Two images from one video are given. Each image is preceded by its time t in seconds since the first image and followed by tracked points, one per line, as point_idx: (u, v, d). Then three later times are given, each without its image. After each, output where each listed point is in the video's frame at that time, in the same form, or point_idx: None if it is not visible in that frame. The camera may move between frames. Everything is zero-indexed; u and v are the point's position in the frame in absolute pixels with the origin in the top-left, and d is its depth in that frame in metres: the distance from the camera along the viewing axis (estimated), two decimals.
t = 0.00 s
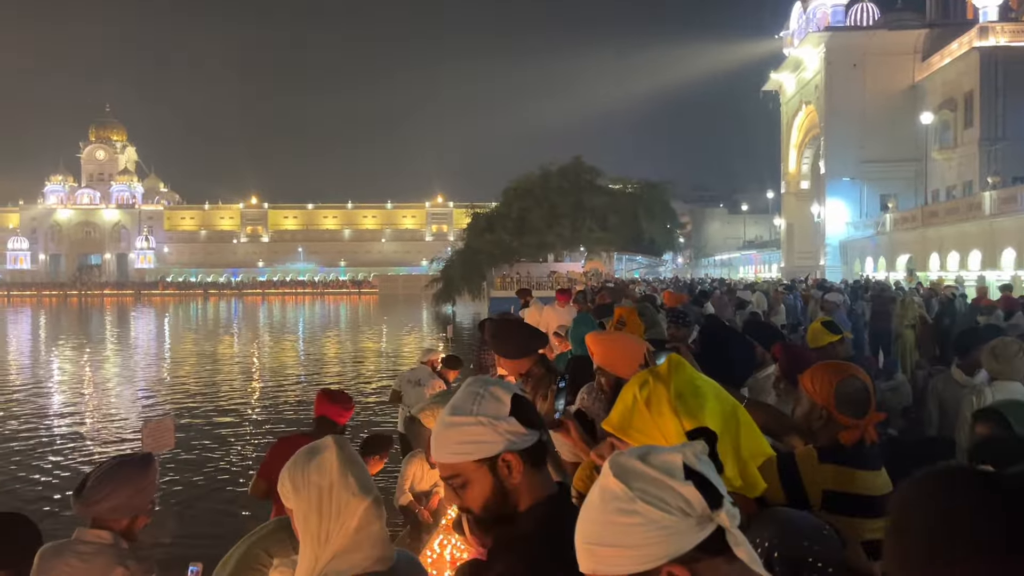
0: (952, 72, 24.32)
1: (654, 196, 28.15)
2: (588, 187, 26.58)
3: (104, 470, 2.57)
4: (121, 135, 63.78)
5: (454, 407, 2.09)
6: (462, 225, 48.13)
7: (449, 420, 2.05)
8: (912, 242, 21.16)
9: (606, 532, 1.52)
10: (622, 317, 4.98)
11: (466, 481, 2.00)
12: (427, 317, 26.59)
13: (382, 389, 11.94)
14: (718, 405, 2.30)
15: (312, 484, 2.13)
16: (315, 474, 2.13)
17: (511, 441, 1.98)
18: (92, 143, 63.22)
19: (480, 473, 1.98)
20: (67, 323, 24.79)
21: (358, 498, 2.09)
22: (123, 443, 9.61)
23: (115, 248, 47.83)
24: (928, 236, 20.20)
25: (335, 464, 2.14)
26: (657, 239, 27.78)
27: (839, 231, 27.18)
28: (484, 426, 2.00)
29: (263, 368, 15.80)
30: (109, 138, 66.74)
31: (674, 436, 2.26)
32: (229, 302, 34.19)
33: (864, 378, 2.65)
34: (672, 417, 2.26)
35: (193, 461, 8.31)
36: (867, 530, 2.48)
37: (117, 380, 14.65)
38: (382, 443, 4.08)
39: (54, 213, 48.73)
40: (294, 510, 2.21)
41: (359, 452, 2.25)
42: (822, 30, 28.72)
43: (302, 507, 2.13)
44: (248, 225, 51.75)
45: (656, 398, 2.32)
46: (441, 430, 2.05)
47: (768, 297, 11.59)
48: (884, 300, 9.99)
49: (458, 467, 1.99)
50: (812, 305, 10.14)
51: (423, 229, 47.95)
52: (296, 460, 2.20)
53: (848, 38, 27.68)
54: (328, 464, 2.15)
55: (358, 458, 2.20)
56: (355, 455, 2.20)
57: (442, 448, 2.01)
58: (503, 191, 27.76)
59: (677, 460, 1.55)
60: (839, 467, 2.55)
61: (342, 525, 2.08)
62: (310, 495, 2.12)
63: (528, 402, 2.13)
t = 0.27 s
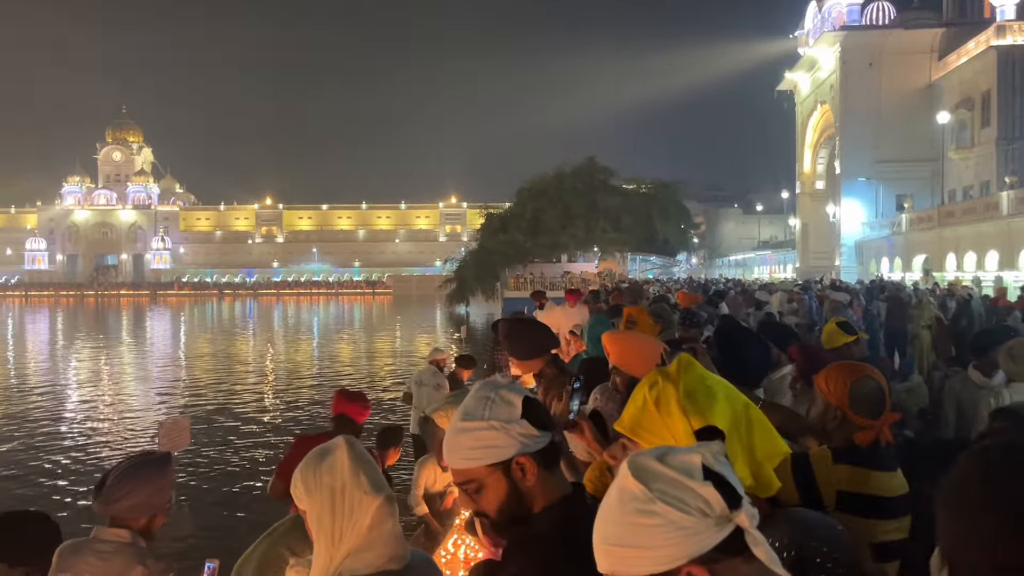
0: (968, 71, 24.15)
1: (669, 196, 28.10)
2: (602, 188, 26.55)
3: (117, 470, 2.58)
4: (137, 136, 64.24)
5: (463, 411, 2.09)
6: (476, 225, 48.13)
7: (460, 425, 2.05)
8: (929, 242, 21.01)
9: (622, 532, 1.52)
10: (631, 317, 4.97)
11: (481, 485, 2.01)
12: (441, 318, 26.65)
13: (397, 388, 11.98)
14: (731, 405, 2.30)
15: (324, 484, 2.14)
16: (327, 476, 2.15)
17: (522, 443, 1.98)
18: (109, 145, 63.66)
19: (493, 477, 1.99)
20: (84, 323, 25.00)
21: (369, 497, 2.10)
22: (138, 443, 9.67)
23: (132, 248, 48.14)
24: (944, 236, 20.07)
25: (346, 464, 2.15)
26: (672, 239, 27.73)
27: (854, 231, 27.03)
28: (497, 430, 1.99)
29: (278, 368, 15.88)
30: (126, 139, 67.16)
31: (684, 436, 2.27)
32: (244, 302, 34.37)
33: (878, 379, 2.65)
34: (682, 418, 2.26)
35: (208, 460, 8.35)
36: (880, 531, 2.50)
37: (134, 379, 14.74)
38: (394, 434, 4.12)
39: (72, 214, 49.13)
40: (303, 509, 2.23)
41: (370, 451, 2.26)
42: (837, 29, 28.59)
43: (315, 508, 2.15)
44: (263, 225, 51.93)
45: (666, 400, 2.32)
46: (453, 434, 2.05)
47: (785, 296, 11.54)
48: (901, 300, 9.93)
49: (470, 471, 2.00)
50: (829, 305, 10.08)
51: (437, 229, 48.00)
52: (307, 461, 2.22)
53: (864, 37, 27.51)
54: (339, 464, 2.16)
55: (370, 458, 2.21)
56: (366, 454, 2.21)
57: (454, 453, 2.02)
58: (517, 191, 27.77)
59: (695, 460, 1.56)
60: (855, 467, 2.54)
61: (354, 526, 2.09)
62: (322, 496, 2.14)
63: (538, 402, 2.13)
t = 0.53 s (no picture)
0: (990, 70, 23.94)
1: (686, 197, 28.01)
2: (619, 188, 26.52)
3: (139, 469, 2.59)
4: (157, 137, 64.71)
5: (481, 410, 2.10)
6: (493, 226, 48.14)
7: (479, 424, 2.06)
8: (949, 242, 20.85)
9: (648, 531, 1.53)
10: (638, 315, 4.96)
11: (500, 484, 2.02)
12: (458, 318, 26.69)
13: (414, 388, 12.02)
14: (750, 404, 2.30)
15: (346, 485, 2.16)
16: (349, 477, 2.16)
17: (542, 442, 1.99)
18: (129, 146, 64.19)
19: (512, 475, 2.00)
20: (105, 323, 25.21)
21: (390, 496, 2.12)
22: (158, 441, 9.72)
23: (152, 249, 48.48)
24: (965, 237, 19.91)
25: (367, 466, 2.16)
26: (689, 240, 27.67)
27: (874, 232, 26.85)
28: (514, 429, 2.00)
29: (297, 368, 15.96)
30: (145, 141, 67.67)
31: (702, 436, 2.27)
32: (262, 302, 34.54)
33: (895, 380, 2.66)
34: (700, 417, 2.27)
35: (226, 459, 8.37)
36: (899, 533, 2.47)
37: (153, 379, 14.84)
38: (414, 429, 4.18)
39: (93, 215, 49.54)
40: (324, 508, 2.24)
41: (391, 449, 2.27)
42: (856, 28, 28.42)
43: (337, 507, 2.17)
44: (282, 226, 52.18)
45: (684, 400, 2.33)
46: (471, 432, 2.06)
47: (803, 297, 11.49)
48: (921, 301, 9.86)
49: (488, 468, 2.01)
50: (848, 305, 10.03)
51: (454, 230, 48.04)
52: (328, 460, 2.23)
53: (884, 36, 27.33)
54: (360, 465, 2.17)
55: (391, 458, 2.21)
56: (388, 453, 2.22)
57: (472, 450, 2.03)
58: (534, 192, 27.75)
59: (722, 459, 1.56)
60: (873, 468, 2.52)
61: (376, 527, 2.10)
62: (345, 496, 2.15)
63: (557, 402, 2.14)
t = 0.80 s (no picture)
0: (1016, 68, 23.65)
1: (707, 197, 27.91)
2: (640, 188, 26.47)
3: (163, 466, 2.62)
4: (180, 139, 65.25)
5: (506, 405, 2.11)
6: (514, 226, 48.12)
7: (504, 414, 2.08)
8: (975, 243, 20.61)
9: (676, 530, 1.53)
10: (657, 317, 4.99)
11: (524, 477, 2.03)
12: (478, 318, 26.73)
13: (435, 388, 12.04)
14: (774, 404, 2.30)
15: (373, 486, 2.17)
16: (375, 475, 2.17)
17: (567, 439, 2.00)
18: (153, 147, 64.75)
19: (533, 468, 2.01)
20: (128, 322, 25.43)
21: (415, 497, 2.13)
22: (182, 438, 9.83)
23: (175, 249, 48.84)
24: (991, 238, 19.67)
25: (395, 465, 2.17)
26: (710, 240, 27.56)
27: (897, 232, 26.61)
28: (540, 422, 2.01)
29: (318, 367, 16.05)
30: (168, 142, 68.25)
31: (725, 435, 2.26)
32: (284, 302, 34.72)
33: (922, 387, 2.70)
34: (724, 416, 2.27)
35: (248, 457, 8.45)
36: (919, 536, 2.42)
37: (176, 377, 14.99)
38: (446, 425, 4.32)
39: (117, 215, 50.00)
40: (351, 504, 2.26)
41: (419, 450, 2.28)
42: (880, 27, 28.19)
43: (363, 505, 2.18)
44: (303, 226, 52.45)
45: (707, 399, 2.33)
46: (497, 425, 2.08)
47: (825, 299, 11.43)
48: (946, 303, 9.78)
49: (514, 460, 2.02)
50: (872, 306, 9.96)
51: (474, 231, 48.07)
52: (357, 457, 2.24)
53: (908, 35, 27.07)
54: (388, 465, 2.18)
55: (418, 458, 2.23)
56: (416, 454, 2.23)
57: (499, 446, 2.03)
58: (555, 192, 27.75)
59: (750, 459, 1.57)
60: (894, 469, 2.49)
61: (400, 527, 2.12)
62: (370, 496, 2.17)
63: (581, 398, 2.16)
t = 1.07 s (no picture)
0: None
1: (732, 197, 27.74)
2: (664, 188, 26.36)
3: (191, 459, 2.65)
4: (207, 139, 65.91)
5: (536, 400, 2.12)
6: (537, 227, 48.03)
7: (535, 406, 2.10)
8: (1006, 244, 20.28)
9: (703, 530, 1.52)
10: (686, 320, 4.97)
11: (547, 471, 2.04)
12: (502, 318, 26.73)
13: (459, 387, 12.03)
14: (801, 404, 2.28)
15: (402, 485, 2.18)
16: (405, 473, 2.17)
17: (595, 438, 1.99)
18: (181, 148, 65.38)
19: (557, 460, 2.01)
20: (155, 321, 25.68)
21: (446, 502, 2.13)
22: (207, 436, 9.92)
23: (202, 248, 49.23)
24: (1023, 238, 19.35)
25: (426, 463, 2.17)
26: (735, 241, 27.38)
27: (925, 231, 26.25)
28: (568, 417, 2.02)
29: (342, 367, 16.11)
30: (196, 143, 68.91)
31: (750, 436, 2.24)
32: (309, 301, 34.90)
33: (948, 389, 2.67)
34: (749, 416, 2.24)
35: (272, 454, 8.51)
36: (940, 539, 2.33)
37: (202, 376, 15.14)
38: (476, 422, 4.38)
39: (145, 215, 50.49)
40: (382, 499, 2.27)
41: (451, 448, 2.27)
42: (908, 25, 27.86)
43: (392, 502, 2.19)
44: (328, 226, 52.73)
45: (731, 399, 2.30)
46: (527, 419, 2.09)
47: (852, 299, 11.31)
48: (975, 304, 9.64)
49: (541, 453, 2.02)
50: (899, 307, 9.84)
51: (498, 231, 48.04)
52: (389, 452, 2.25)
53: (938, 33, 26.72)
54: (419, 464, 2.17)
55: (451, 456, 2.23)
56: (448, 452, 2.23)
57: (529, 440, 2.03)
58: (579, 192, 27.71)
59: (778, 460, 1.55)
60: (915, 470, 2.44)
61: (429, 529, 2.13)
62: (399, 496, 2.17)
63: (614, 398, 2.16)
